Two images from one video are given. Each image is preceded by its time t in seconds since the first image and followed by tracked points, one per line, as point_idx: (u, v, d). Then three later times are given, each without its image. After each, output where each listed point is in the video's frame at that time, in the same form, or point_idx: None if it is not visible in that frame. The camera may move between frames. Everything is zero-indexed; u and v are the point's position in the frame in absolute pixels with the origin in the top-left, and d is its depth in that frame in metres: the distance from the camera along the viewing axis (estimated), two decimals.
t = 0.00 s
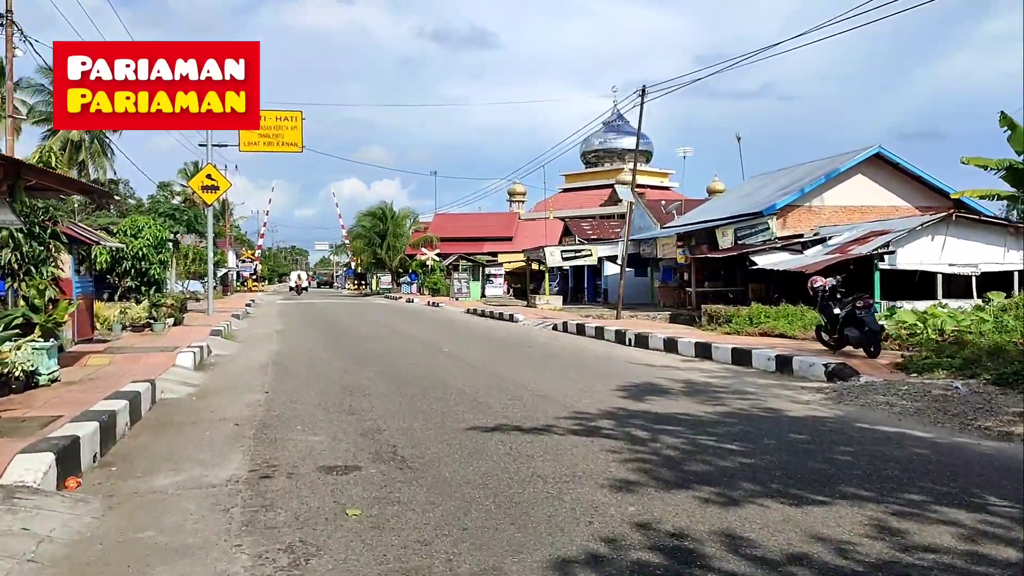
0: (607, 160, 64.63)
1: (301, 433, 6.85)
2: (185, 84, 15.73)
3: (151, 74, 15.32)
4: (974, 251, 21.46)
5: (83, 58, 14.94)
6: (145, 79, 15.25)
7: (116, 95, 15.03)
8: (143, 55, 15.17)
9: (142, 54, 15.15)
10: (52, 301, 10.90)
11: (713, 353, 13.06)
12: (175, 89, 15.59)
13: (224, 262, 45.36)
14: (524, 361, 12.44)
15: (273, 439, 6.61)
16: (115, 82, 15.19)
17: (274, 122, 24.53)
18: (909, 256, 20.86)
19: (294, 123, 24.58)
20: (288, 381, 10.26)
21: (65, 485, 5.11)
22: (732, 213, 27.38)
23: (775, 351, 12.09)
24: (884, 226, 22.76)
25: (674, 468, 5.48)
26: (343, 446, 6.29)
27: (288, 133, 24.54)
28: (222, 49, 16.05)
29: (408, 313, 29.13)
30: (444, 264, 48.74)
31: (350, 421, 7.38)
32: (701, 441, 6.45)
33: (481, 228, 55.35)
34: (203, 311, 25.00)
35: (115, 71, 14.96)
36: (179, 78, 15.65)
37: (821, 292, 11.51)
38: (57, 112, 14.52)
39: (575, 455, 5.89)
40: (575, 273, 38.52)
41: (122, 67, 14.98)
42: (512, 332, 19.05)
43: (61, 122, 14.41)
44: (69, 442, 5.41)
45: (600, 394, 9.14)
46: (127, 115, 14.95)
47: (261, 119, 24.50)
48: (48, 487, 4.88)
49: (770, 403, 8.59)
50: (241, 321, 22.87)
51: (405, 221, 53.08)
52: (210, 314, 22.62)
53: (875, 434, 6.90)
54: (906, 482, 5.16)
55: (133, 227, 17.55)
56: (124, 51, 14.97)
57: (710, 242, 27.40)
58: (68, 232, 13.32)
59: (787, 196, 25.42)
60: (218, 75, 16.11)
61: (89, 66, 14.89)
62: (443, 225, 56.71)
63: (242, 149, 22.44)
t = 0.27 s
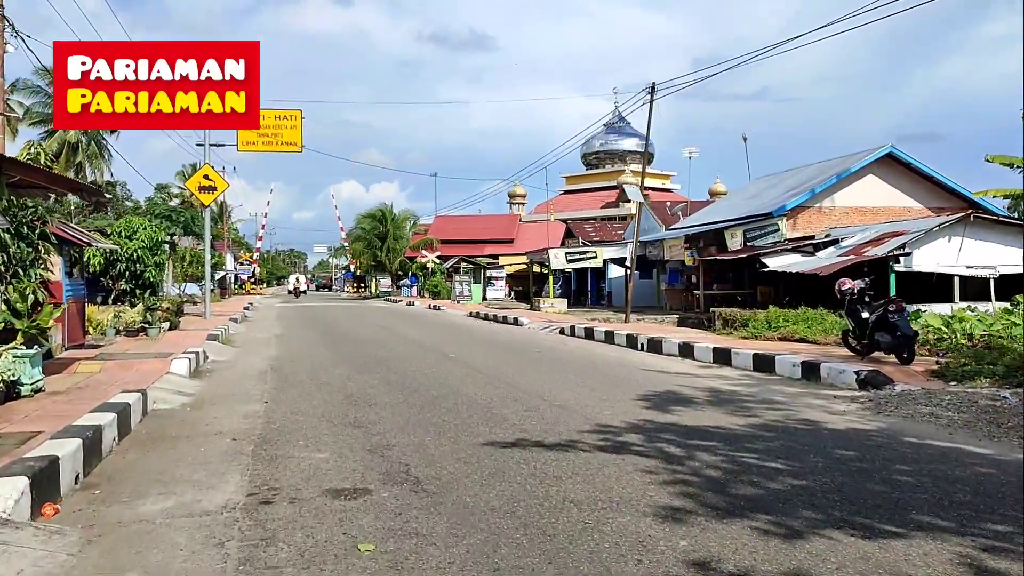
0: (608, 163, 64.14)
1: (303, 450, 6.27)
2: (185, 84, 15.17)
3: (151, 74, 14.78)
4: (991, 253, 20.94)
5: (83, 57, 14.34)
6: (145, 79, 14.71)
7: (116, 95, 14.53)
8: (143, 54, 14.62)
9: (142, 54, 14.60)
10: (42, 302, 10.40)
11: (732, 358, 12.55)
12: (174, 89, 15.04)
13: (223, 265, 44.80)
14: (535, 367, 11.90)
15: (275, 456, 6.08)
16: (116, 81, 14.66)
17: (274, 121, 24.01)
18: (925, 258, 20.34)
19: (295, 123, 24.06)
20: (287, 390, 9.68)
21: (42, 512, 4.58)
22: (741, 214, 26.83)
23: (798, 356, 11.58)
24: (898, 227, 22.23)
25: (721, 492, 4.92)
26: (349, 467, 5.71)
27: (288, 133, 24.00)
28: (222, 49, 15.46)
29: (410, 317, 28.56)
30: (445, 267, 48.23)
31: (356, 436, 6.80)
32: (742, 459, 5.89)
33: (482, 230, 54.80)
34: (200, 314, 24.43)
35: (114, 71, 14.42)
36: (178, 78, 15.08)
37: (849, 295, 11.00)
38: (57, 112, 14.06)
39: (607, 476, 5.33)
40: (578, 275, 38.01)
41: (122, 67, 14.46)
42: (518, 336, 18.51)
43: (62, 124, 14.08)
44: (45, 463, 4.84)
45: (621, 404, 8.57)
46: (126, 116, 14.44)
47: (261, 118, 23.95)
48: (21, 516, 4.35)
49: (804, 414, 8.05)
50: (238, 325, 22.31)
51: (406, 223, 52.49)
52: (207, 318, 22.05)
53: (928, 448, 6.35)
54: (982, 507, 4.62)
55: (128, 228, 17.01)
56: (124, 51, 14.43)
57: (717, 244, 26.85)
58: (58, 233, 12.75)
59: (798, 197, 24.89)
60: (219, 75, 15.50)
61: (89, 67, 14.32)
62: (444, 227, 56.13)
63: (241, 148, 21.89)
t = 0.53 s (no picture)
0: (608, 164, 63.69)
1: (306, 470, 5.73)
2: (187, 83, 14.57)
3: (151, 74, 14.26)
4: (1006, 255, 20.46)
5: (83, 57, 13.77)
6: (145, 79, 14.18)
7: (117, 94, 14.07)
8: (143, 54, 14.01)
9: (142, 54, 14.01)
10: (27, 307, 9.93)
11: (751, 364, 12.03)
12: (175, 89, 14.46)
13: (221, 267, 44.33)
14: (546, 374, 11.36)
15: (276, 477, 5.57)
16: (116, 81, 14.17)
17: (273, 120, 23.46)
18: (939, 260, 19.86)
19: (294, 122, 23.51)
20: (288, 400, 9.15)
21: (12, 547, 4.06)
22: (749, 215, 26.32)
23: (821, 362, 11.06)
24: (911, 228, 21.72)
25: (776, 521, 4.39)
26: (358, 490, 5.17)
27: (287, 133, 23.45)
28: (223, 47, 14.65)
29: (412, 319, 28.06)
30: (445, 269, 47.76)
31: (363, 453, 6.26)
32: (790, 480, 5.35)
33: (482, 232, 54.30)
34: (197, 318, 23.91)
35: (114, 71, 13.93)
36: (179, 77, 14.47)
37: (878, 298, 10.54)
38: (57, 112, 13.59)
39: (645, 502, 4.79)
40: (580, 278, 37.52)
41: (123, 67, 13.95)
42: (524, 340, 18.00)
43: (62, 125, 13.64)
44: (17, 489, 4.31)
45: (644, 415, 8.03)
46: (126, 116, 13.97)
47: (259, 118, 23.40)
48: None
49: (840, 425, 7.54)
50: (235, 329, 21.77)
51: (406, 224, 51.95)
52: (204, 321, 21.51)
53: (987, 465, 5.83)
54: None
55: (122, 229, 16.49)
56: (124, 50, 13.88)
57: (724, 246, 26.34)
58: (47, 234, 12.22)
59: (808, 197, 24.38)
60: (220, 75, 14.74)
61: (89, 66, 13.82)
62: (443, 229, 55.62)
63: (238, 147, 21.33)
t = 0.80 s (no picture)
0: (608, 164, 63.26)
1: (308, 489, 5.29)
2: (186, 83, 14.86)
3: (151, 74, 14.43)
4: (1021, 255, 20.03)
5: (83, 57, 14.01)
6: (145, 79, 14.38)
7: (116, 94, 14.24)
8: (143, 54, 14.29)
9: (142, 54, 14.27)
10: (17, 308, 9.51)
11: (768, 369, 11.59)
12: (174, 89, 14.73)
13: (219, 268, 43.80)
14: (556, 379, 10.90)
15: (278, 496, 5.13)
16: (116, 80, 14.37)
17: (271, 119, 22.98)
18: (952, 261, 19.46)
19: (292, 121, 23.03)
20: (288, 407, 8.70)
21: None
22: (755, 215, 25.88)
23: (843, 367, 10.60)
24: (922, 227, 21.31)
25: (833, 551, 3.96)
26: (366, 512, 4.73)
27: (285, 132, 22.99)
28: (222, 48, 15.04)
29: (413, 321, 27.62)
30: (445, 271, 47.33)
31: (369, 469, 5.82)
32: (838, 501, 4.92)
33: (482, 233, 53.86)
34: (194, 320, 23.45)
35: (115, 71, 14.13)
36: (179, 77, 14.73)
37: (903, 300, 10.10)
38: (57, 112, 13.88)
39: (684, 528, 4.35)
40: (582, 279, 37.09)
41: (122, 67, 14.16)
42: (530, 343, 17.55)
43: (62, 125, 13.92)
44: None
45: (666, 425, 7.58)
46: (124, 116, 14.14)
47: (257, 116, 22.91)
48: None
49: (876, 436, 7.09)
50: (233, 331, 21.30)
51: (405, 225, 51.47)
52: (201, 324, 21.02)
53: None
54: None
55: (116, 229, 15.95)
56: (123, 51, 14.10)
57: (730, 247, 25.90)
58: (36, 232, 11.70)
59: (816, 197, 23.95)
60: (220, 75, 15.11)
61: (89, 66, 14.03)
62: (443, 230, 55.16)
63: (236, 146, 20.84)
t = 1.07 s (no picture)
0: (606, 164, 62.74)
1: (306, 517, 4.71)
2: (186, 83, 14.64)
3: (151, 74, 14.17)
4: None
5: (83, 57, 13.66)
6: (145, 79, 14.08)
7: (116, 94, 13.87)
8: (143, 54, 14.01)
9: (142, 54, 13.98)
10: None
11: (788, 375, 11.04)
12: (175, 89, 14.48)
13: (213, 270, 43.18)
14: (566, 386, 10.33)
15: (272, 524, 4.56)
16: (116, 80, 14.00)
17: (265, 116, 22.38)
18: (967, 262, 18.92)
19: (288, 118, 22.44)
20: (284, 418, 8.11)
21: None
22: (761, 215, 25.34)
23: (870, 372, 10.05)
24: (935, 227, 20.81)
25: None
26: (372, 547, 4.16)
27: (280, 129, 22.39)
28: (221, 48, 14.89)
29: (412, 323, 27.05)
30: (443, 272, 46.77)
31: (374, 492, 5.23)
32: (904, 531, 4.39)
33: (480, 233, 53.32)
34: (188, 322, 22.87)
35: (115, 70, 13.79)
36: (179, 77, 14.50)
37: (937, 302, 9.51)
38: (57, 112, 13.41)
39: (739, 566, 3.81)
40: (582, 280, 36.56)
41: (123, 67, 13.84)
42: (534, 346, 16.99)
43: (62, 124, 13.44)
44: None
45: (693, 438, 7.01)
46: (126, 116, 13.77)
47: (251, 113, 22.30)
48: None
49: (922, 449, 6.55)
50: (226, 334, 20.71)
51: (402, 226, 50.89)
52: (194, 326, 20.41)
53: None
54: None
55: (105, 229, 15.28)
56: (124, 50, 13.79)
57: (737, 248, 25.37)
58: (15, 232, 11.11)
59: (824, 197, 23.43)
60: (219, 75, 14.93)
61: (89, 66, 13.66)
62: (440, 231, 54.59)
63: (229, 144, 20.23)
